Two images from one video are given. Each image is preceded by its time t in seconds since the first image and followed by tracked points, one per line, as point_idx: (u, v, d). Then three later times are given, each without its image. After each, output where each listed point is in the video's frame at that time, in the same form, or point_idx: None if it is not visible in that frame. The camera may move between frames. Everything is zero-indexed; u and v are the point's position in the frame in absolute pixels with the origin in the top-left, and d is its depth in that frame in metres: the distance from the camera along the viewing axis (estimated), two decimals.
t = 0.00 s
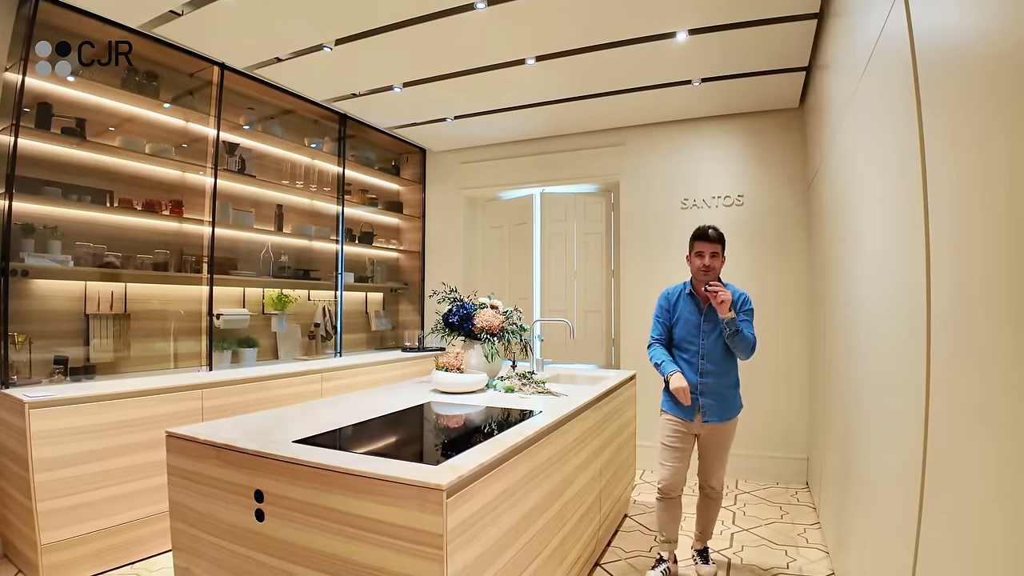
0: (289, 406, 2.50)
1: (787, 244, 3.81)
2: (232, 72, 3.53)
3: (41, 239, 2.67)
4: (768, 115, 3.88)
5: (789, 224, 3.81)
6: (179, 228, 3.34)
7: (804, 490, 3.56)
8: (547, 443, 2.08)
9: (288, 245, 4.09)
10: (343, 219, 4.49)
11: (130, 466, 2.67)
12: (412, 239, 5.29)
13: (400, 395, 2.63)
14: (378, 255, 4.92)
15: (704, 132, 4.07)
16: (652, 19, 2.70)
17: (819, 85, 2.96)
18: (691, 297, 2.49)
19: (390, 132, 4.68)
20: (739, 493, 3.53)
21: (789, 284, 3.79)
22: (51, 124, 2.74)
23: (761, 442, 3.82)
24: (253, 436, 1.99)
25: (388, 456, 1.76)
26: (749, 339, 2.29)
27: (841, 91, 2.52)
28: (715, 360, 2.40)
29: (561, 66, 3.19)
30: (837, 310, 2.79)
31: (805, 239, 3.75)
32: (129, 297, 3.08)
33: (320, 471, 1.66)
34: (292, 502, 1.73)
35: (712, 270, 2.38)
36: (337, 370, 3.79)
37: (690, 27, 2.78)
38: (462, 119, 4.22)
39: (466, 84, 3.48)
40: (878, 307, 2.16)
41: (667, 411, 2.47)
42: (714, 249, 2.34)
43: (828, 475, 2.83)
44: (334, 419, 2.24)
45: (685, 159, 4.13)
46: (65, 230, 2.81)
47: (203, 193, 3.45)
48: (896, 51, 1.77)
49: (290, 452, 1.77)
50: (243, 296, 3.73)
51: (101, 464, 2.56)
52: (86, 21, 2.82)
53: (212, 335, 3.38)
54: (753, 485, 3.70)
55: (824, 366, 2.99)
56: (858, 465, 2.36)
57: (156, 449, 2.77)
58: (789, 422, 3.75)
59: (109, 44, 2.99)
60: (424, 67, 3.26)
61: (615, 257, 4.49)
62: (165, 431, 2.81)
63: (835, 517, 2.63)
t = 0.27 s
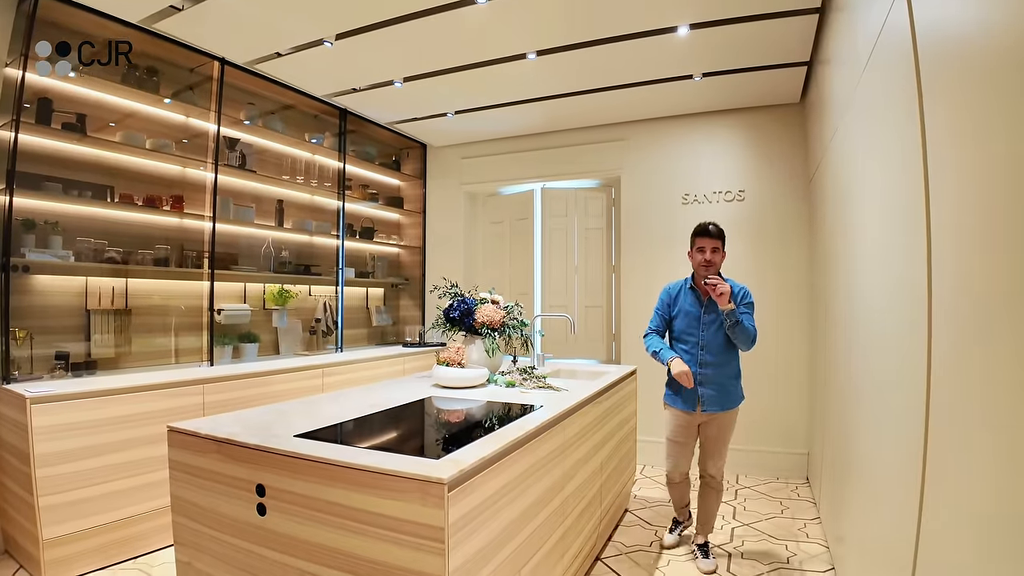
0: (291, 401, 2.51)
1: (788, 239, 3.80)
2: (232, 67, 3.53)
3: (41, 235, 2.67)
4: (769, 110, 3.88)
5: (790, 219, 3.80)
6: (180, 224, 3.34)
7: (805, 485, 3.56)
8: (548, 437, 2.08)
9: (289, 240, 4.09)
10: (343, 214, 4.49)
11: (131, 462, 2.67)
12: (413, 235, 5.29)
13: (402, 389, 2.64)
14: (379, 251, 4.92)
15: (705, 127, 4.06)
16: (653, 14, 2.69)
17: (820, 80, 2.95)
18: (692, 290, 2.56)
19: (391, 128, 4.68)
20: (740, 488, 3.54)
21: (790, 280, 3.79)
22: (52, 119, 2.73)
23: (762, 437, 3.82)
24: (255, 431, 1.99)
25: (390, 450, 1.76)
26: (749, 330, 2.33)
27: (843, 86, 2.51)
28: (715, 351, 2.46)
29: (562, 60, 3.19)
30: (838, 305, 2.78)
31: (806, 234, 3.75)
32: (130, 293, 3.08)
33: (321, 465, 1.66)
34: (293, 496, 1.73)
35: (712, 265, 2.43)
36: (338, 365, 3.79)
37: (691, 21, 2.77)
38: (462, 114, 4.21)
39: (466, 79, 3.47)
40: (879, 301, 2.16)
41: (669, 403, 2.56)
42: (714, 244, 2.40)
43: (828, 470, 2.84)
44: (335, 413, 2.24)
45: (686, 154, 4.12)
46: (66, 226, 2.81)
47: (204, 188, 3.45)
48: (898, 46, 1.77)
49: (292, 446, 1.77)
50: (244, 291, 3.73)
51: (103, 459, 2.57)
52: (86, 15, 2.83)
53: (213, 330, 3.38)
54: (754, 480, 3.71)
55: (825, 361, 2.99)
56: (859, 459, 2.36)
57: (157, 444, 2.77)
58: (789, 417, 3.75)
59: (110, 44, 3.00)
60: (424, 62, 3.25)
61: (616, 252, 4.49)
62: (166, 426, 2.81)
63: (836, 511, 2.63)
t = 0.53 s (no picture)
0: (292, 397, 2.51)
1: (789, 236, 3.80)
2: (232, 63, 3.52)
3: (42, 231, 2.67)
4: (770, 106, 3.87)
5: (790, 215, 3.80)
6: (181, 220, 3.34)
7: (805, 481, 3.57)
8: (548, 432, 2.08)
9: (289, 236, 4.09)
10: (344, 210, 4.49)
11: (132, 457, 2.68)
12: (413, 231, 5.29)
13: (403, 385, 2.64)
14: (380, 247, 4.92)
15: (706, 123, 4.06)
16: (653, 9, 2.68)
17: (822, 75, 2.94)
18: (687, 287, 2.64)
19: (391, 123, 4.68)
20: (740, 483, 3.55)
21: (790, 276, 3.79)
22: (52, 115, 2.73)
23: (762, 433, 3.83)
24: (256, 426, 1.99)
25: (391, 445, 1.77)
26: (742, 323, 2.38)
27: (844, 81, 2.50)
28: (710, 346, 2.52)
29: (563, 56, 3.18)
30: (839, 301, 2.78)
31: (807, 230, 3.75)
32: (131, 289, 3.08)
33: (323, 460, 1.67)
34: (295, 491, 1.74)
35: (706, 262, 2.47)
36: (339, 361, 3.80)
37: (692, 17, 2.76)
38: (462, 110, 4.21)
39: (467, 75, 3.47)
40: (879, 297, 2.16)
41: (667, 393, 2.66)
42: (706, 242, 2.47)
43: (829, 465, 2.84)
44: (336, 409, 2.25)
45: (686, 150, 4.12)
46: (67, 222, 2.81)
47: (204, 184, 3.44)
48: (900, 41, 1.76)
49: (294, 442, 1.78)
50: (245, 287, 3.73)
51: (104, 455, 2.57)
52: (86, 12, 2.82)
53: (215, 326, 3.38)
54: (754, 476, 3.71)
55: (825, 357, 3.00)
56: (859, 454, 2.36)
57: (158, 439, 2.78)
58: (790, 413, 3.76)
59: (110, 44, 3.00)
60: (425, 57, 3.25)
61: (617, 248, 4.49)
62: (167, 422, 2.82)
63: (836, 507, 2.64)
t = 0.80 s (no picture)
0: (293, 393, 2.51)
1: (790, 232, 3.80)
2: (234, 59, 3.52)
3: (43, 227, 2.68)
4: (771, 102, 3.87)
5: (792, 211, 3.80)
6: (183, 216, 3.33)
7: (806, 477, 3.57)
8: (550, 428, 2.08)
9: (290, 232, 4.08)
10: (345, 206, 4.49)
11: (134, 454, 2.69)
12: (414, 228, 5.28)
13: (405, 381, 2.64)
14: (381, 243, 4.92)
15: (707, 119, 4.05)
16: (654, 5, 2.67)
17: (823, 71, 2.93)
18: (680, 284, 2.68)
19: (392, 119, 4.67)
20: (741, 479, 3.55)
21: (792, 272, 3.78)
22: (53, 112, 2.73)
23: (763, 429, 3.83)
24: (258, 422, 2.00)
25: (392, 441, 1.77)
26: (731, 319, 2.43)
27: (846, 76, 2.50)
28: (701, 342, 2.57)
29: (564, 52, 3.17)
30: (840, 296, 2.78)
31: (808, 226, 3.74)
32: (132, 285, 3.08)
33: (325, 455, 1.67)
34: (297, 486, 1.74)
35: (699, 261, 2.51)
36: (340, 358, 3.80)
37: (693, 13, 2.76)
38: (463, 106, 4.20)
39: (468, 71, 3.46)
40: (880, 293, 2.16)
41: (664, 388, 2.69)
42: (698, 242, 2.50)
43: (829, 460, 2.84)
44: (337, 404, 2.25)
45: (688, 147, 4.11)
46: (68, 218, 2.81)
47: (206, 179, 3.42)
48: (902, 36, 1.76)
49: (296, 437, 1.78)
50: (246, 283, 3.73)
51: (106, 451, 2.58)
52: (88, 9, 2.83)
53: (216, 323, 3.38)
54: (755, 472, 3.72)
55: (827, 352, 2.99)
56: (860, 449, 2.36)
57: (160, 435, 2.78)
58: (790, 409, 3.76)
59: (110, 44, 3.00)
60: (425, 53, 3.24)
61: (618, 244, 4.48)
62: (169, 418, 2.82)
63: (837, 502, 2.64)
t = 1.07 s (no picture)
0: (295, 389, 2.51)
1: (791, 229, 3.80)
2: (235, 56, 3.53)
3: (45, 224, 2.68)
4: (772, 99, 3.86)
5: (793, 208, 3.79)
6: (184, 213, 3.33)
7: (807, 473, 3.57)
8: (551, 424, 2.08)
9: (291, 229, 4.08)
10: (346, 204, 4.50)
11: (136, 451, 2.69)
12: (415, 225, 5.28)
13: (405, 377, 2.65)
14: (382, 240, 4.92)
15: (708, 116, 4.05)
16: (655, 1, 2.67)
17: (825, 67, 2.93)
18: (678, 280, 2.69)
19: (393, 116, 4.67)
20: (742, 476, 3.55)
21: (793, 268, 3.78)
22: (54, 109, 2.73)
23: (764, 426, 3.83)
24: (260, 419, 2.00)
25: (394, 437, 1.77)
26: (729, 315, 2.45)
27: (847, 72, 2.49)
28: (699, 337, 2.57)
29: (565, 48, 3.17)
30: (841, 292, 2.78)
31: (809, 222, 3.74)
32: (134, 282, 3.08)
33: (327, 451, 1.67)
34: (299, 482, 1.74)
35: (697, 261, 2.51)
36: (341, 354, 3.80)
37: (694, 9, 2.75)
38: (464, 102, 4.19)
39: (468, 67, 3.46)
40: (881, 288, 2.16)
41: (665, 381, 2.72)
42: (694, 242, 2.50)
43: (830, 457, 2.84)
44: (339, 401, 2.26)
45: (689, 143, 4.11)
46: (70, 215, 2.81)
47: (207, 176, 3.42)
48: (904, 31, 1.75)
49: (298, 433, 1.78)
50: (247, 280, 3.73)
51: (108, 448, 2.58)
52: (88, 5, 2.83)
53: (217, 319, 3.39)
54: (756, 468, 3.72)
55: (828, 349, 2.99)
56: (861, 445, 2.37)
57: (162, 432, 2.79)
58: (791, 406, 3.76)
59: (109, 44, 2.99)
60: (426, 50, 3.24)
61: (619, 241, 4.48)
62: (170, 414, 2.82)
63: (838, 499, 2.64)
